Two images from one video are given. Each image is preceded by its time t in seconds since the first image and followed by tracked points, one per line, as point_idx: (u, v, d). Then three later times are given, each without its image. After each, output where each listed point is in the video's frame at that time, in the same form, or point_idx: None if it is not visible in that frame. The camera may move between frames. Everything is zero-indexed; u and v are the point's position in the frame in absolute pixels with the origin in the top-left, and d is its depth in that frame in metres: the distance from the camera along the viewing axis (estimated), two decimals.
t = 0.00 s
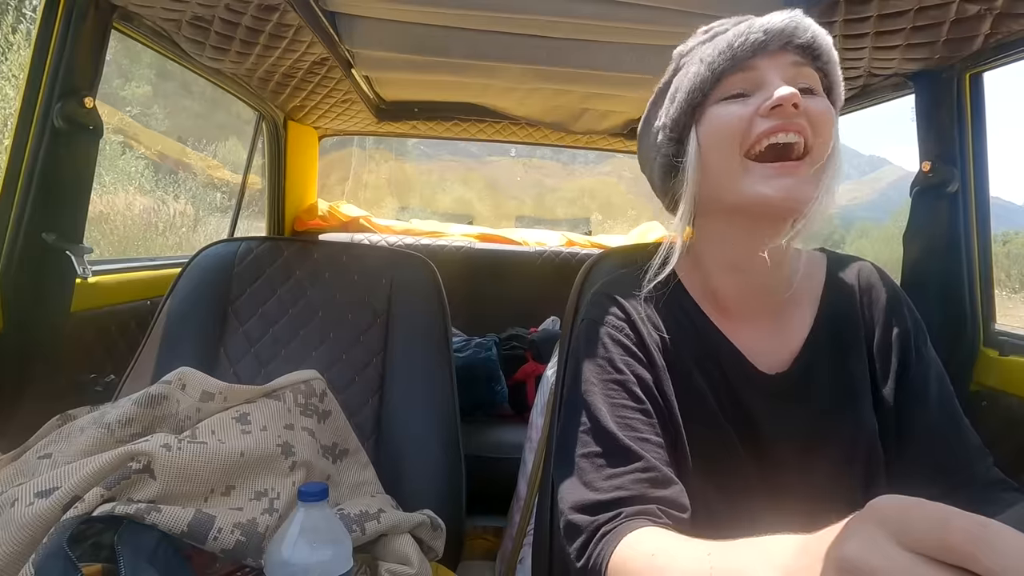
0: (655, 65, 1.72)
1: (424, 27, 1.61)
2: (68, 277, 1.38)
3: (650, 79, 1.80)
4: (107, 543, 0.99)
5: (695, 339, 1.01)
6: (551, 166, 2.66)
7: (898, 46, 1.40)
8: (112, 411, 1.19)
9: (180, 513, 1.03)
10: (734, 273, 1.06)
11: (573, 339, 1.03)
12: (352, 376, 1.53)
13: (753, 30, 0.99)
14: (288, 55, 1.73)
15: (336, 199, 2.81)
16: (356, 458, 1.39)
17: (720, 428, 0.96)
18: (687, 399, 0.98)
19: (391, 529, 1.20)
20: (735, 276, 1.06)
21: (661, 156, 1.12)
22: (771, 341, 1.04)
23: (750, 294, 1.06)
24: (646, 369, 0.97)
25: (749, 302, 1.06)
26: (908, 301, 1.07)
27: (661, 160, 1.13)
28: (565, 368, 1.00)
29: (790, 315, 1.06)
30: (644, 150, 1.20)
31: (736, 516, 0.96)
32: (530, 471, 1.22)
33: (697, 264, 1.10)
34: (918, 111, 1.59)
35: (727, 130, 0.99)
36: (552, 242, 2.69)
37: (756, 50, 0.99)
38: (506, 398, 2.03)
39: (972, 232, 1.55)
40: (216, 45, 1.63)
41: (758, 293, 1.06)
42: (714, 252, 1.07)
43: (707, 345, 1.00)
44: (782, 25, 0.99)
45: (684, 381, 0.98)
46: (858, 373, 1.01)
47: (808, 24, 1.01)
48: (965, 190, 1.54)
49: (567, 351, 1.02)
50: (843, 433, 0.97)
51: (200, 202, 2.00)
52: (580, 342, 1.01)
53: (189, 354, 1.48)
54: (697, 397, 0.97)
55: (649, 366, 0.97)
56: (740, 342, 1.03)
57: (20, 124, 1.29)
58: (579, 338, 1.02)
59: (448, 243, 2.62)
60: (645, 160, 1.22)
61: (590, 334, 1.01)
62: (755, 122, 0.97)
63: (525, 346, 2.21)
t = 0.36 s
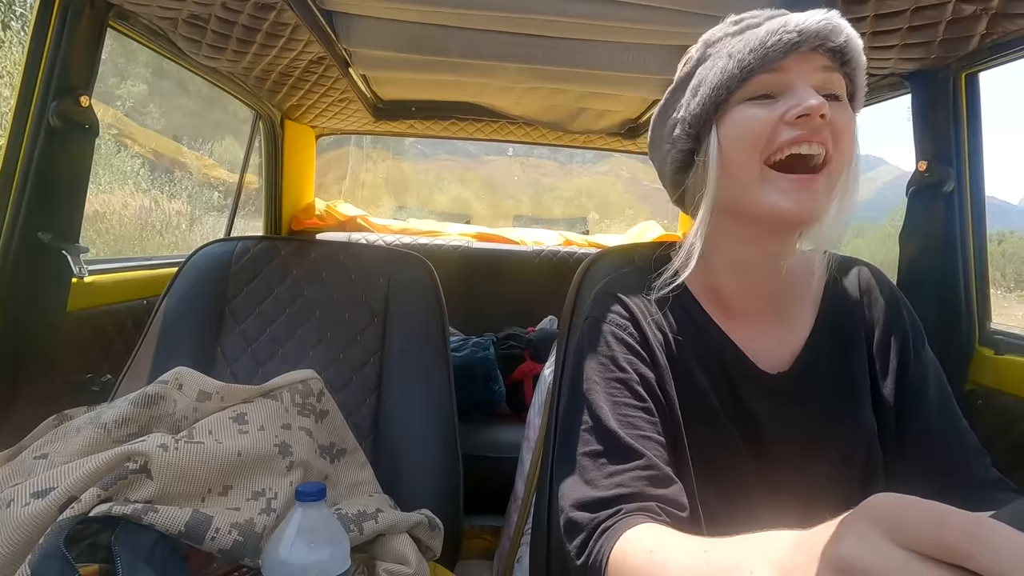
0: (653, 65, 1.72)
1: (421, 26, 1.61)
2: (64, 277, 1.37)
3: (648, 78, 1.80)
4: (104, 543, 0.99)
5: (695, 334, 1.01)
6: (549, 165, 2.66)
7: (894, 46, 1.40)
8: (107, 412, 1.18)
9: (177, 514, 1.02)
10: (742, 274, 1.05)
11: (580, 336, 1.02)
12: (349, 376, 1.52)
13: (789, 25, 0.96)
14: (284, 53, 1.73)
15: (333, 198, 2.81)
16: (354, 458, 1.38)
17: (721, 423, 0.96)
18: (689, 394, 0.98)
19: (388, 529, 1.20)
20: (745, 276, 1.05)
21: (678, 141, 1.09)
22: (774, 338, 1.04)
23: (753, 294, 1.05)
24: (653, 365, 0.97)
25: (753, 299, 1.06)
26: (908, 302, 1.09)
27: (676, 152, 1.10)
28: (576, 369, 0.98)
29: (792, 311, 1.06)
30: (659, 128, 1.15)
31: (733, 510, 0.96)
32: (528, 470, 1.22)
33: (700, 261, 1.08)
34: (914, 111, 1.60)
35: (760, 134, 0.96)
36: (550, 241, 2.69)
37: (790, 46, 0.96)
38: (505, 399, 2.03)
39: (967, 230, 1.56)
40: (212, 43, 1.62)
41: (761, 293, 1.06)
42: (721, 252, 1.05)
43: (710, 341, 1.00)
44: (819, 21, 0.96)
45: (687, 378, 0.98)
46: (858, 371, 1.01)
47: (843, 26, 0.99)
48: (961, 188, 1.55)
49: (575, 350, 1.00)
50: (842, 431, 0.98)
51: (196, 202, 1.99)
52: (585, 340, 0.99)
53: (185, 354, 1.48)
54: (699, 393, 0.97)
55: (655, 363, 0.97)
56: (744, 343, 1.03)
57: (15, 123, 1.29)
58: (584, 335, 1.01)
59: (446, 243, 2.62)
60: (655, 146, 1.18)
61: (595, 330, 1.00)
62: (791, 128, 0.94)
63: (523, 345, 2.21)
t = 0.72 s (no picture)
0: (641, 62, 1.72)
1: (409, 22, 1.60)
2: (45, 273, 1.33)
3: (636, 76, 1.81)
4: (86, 545, 0.96)
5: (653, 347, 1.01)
6: (536, 162, 2.66)
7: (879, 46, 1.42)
8: (90, 411, 1.16)
9: (162, 514, 1.01)
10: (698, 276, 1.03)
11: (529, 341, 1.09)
12: (337, 374, 1.51)
13: (763, 59, 0.89)
14: (270, 49, 1.71)
15: (320, 195, 2.79)
16: (342, 456, 1.38)
17: (680, 436, 0.98)
18: (647, 407, 1.00)
19: (377, 526, 1.19)
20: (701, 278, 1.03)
21: (603, 157, 1.00)
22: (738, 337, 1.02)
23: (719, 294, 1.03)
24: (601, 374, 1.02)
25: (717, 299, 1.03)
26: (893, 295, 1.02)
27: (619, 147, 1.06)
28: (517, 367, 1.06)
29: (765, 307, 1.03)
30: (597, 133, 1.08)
31: (700, 511, 1.00)
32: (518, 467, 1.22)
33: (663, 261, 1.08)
34: (897, 110, 1.63)
35: (695, 151, 0.92)
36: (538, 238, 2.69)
37: (759, 89, 0.88)
38: (494, 394, 2.05)
39: (949, 227, 1.58)
40: (196, 38, 1.60)
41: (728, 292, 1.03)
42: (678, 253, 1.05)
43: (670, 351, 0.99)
44: (792, 54, 0.90)
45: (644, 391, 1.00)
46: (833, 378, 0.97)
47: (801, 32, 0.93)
48: (943, 186, 1.58)
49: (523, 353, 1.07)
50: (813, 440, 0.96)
51: (181, 198, 1.97)
52: (539, 347, 1.06)
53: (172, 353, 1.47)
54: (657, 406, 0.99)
55: (608, 373, 1.02)
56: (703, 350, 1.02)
57: None
58: (540, 343, 1.06)
59: (435, 240, 2.63)
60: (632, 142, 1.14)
61: (551, 334, 1.07)
62: (720, 142, 0.91)
63: (511, 342, 2.21)
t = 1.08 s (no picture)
0: (637, 61, 1.72)
1: (404, 22, 1.60)
2: (39, 272, 1.33)
3: (631, 75, 1.81)
4: (82, 546, 0.97)
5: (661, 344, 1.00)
6: (532, 161, 2.66)
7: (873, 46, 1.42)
8: (84, 412, 1.16)
9: (158, 515, 1.01)
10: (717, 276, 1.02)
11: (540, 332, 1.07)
12: (332, 374, 1.51)
13: (900, 60, 0.88)
14: (266, 48, 1.70)
15: (315, 194, 2.79)
16: (339, 457, 1.37)
17: (684, 434, 0.97)
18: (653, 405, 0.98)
19: (374, 527, 1.19)
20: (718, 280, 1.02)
21: (700, 120, 0.91)
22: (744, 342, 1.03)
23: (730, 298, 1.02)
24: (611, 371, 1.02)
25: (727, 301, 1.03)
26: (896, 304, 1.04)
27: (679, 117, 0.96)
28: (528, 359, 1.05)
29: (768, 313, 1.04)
30: (672, 95, 0.99)
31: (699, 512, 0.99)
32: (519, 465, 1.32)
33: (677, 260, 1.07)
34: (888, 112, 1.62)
35: (812, 135, 0.88)
36: (534, 238, 2.70)
37: (895, 89, 0.87)
38: (489, 394, 2.05)
39: (943, 228, 1.58)
40: (190, 37, 1.59)
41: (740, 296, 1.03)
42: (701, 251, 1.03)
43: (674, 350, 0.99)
44: (915, 62, 0.90)
45: (649, 389, 0.99)
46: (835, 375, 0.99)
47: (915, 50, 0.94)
48: (937, 187, 1.57)
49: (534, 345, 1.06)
50: (812, 437, 0.97)
51: (175, 198, 1.96)
52: (550, 341, 1.04)
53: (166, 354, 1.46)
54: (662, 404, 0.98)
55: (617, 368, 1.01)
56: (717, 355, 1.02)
57: None
58: (551, 337, 1.04)
59: (430, 239, 2.62)
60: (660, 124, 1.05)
61: (566, 327, 1.04)
62: (839, 133, 0.88)
63: (507, 342, 2.21)
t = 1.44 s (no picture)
0: (630, 62, 1.73)
1: (398, 21, 1.59)
2: (29, 275, 1.32)
3: (623, 75, 1.82)
4: (72, 548, 0.97)
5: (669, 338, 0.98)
6: (527, 162, 2.66)
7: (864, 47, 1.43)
8: (75, 414, 1.15)
9: (149, 517, 1.00)
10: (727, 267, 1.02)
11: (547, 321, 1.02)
12: (326, 374, 1.51)
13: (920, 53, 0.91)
14: (259, 47, 1.70)
15: (309, 194, 2.78)
16: (333, 457, 1.37)
17: (694, 429, 0.96)
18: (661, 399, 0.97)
19: (368, 528, 1.19)
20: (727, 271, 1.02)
21: (737, 97, 0.90)
22: (750, 335, 1.03)
23: (736, 290, 1.02)
24: (620, 364, 1.00)
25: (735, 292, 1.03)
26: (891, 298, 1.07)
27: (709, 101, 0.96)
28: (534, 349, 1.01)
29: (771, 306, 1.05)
30: (704, 84, 0.99)
31: (702, 510, 0.99)
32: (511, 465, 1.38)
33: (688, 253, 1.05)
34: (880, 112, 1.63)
35: (844, 113, 0.88)
36: (528, 238, 2.70)
37: (918, 78, 0.90)
38: (483, 394, 2.05)
39: (933, 227, 1.60)
40: (182, 36, 1.58)
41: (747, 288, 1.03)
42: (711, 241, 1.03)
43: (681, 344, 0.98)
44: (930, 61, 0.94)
45: (659, 384, 0.97)
46: (843, 369, 0.99)
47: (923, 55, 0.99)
48: (927, 187, 1.59)
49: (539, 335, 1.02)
50: (815, 433, 0.97)
51: (167, 197, 1.95)
52: (560, 331, 0.99)
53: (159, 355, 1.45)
54: (672, 399, 0.96)
55: (627, 360, 0.99)
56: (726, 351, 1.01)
57: None
58: (559, 327, 1.00)
59: (424, 239, 2.62)
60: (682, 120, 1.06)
61: (577, 315, 1.00)
62: (866, 115, 0.89)
63: (501, 342, 2.21)
